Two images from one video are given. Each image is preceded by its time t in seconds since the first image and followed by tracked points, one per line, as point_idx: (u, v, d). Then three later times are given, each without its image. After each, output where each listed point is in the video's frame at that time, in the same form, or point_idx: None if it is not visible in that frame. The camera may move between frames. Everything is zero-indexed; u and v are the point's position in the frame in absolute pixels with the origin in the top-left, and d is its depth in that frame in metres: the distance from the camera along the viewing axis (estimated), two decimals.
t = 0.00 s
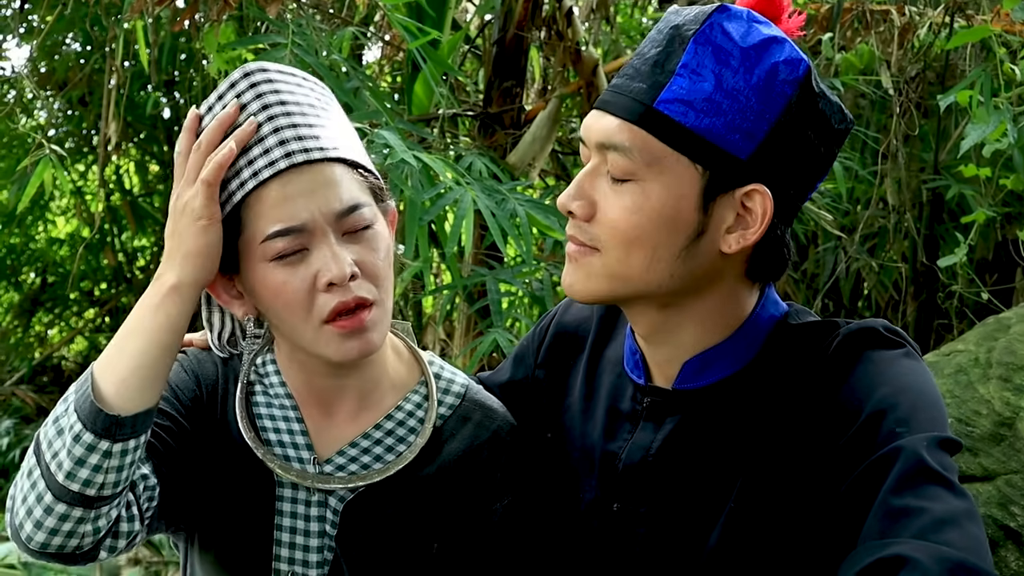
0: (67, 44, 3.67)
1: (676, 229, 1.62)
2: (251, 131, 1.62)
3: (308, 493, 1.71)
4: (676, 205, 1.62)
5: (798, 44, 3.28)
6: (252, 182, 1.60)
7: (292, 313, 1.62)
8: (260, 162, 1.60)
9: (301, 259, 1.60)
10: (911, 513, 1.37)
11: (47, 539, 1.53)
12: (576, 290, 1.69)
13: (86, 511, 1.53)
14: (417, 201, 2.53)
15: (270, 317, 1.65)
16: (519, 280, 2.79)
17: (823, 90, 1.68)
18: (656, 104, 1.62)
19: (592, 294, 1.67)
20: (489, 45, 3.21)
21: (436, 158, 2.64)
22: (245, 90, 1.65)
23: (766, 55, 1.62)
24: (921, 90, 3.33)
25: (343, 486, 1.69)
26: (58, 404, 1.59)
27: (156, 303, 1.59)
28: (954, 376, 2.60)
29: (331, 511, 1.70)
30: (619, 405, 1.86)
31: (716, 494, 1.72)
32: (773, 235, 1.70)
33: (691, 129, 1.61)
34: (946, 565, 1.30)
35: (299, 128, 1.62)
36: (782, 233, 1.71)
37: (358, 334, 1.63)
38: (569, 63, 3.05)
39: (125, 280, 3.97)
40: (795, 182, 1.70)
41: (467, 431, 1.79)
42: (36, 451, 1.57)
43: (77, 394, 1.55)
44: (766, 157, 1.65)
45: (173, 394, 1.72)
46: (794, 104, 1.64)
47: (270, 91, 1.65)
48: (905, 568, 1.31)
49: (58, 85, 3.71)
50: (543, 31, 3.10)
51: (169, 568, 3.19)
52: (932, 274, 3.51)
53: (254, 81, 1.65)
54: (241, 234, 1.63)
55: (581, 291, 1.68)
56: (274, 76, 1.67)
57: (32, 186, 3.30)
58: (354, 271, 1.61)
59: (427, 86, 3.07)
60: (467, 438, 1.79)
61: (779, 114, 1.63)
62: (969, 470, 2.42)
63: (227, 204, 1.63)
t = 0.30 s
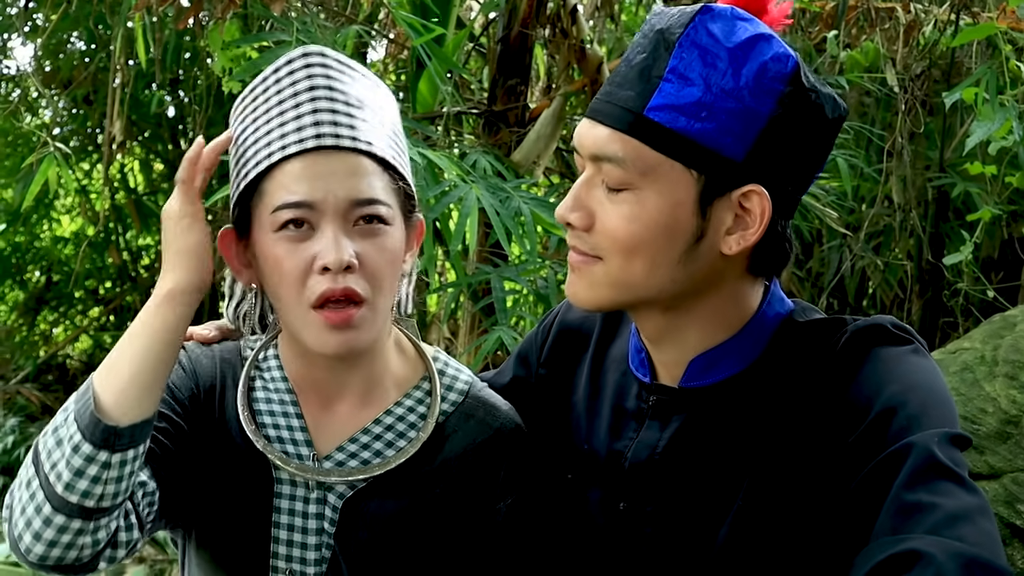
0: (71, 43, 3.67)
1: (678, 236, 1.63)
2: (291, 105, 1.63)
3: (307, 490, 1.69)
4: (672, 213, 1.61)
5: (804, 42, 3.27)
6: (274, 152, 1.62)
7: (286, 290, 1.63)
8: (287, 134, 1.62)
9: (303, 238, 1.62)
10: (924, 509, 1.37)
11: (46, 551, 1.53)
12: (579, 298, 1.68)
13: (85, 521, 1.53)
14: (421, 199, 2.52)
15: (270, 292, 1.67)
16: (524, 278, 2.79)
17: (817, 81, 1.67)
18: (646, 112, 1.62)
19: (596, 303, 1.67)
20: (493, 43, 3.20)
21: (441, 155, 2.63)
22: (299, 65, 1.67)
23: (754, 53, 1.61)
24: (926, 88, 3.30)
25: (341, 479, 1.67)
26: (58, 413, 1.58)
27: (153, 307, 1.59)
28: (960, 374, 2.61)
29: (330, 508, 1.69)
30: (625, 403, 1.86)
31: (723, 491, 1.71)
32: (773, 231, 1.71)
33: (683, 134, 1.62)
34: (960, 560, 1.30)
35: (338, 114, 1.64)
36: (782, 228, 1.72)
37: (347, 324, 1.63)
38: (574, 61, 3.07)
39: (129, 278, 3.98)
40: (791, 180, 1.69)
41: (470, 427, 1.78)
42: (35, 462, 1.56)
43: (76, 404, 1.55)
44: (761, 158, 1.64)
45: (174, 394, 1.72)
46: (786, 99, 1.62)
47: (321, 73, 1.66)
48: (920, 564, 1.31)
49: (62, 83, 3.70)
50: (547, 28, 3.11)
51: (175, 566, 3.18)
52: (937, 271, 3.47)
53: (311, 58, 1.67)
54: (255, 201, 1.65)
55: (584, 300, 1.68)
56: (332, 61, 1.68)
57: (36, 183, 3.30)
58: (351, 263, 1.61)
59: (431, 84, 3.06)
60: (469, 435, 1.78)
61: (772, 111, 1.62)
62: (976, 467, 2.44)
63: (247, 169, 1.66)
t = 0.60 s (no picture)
0: (78, 43, 3.68)
1: (670, 234, 1.63)
2: (348, 88, 1.71)
3: (310, 485, 1.64)
4: (668, 211, 1.62)
5: (809, 41, 3.26)
6: (321, 126, 1.69)
7: (300, 260, 1.65)
8: (336, 113, 1.69)
9: (326, 211, 1.66)
10: (923, 508, 1.37)
11: None
12: (574, 296, 1.69)
13: None
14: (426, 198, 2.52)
15: (286, 264, 1.69)
16: (530, 277, 2.80)
17: (813, 80, 1.67)
18: (642, 110, 1.63)
19: (590, 303, 1.68)
20: (499, 42, 3.21)
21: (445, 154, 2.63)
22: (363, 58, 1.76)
23: (750, 53, 1.62)
24: (931, 87, 3.30)
25: (337, 468, 1.65)
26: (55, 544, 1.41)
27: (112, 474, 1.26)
28: (966, 372, 2.64)
29: (332, 506, 1.64)
30: (626, 404, 1.87)
31: (724, 491, 1.71)
32: (770, 231, 1.71)
33: (679, 133, 1.62)
34: (959, 559, 1.30)
35: (388, 105, 1.70)
36: (778, 229, 1.72)
37: (354, 303, 1.63)
38: (580, 60, 3.12)
39: (135, 278, 3.97)
40: (788, 180, 1.69)
41: (474, 425, 1.77)
42: None
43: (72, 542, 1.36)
44: (756, 159, 1.65)
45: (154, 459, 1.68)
46: (783, 98, 1.63)
47: (382, 69, 1.74)
48: (918, 563, 1.31)
49: (69, 83, 3.72)
50: (553, 27, 3.15)
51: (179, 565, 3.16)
52: (943, 270, 3.47)
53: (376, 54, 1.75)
54: (291, 172, 1.71)
55: (578, 297, 1.69)
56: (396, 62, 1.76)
57: (44, 182, 3.30)
58: (367, 243, 1.62)
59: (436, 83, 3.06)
60: (473, 437, 1.76)
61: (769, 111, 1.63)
62: (982, 466, 2.44)
63: (294, 143, 1.73)
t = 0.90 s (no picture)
0: (86, 48, 3.70)
1: (665, 245, 1.65)
2: (380, 95, 1.73)
3: (324, 492, 1.64)
4: (661, 221, 1.64)
5: (814, 46, 3.27)
6: (352, 132, 1.71)
7: (327, 262, 1.66)
8: (368, 119, 1.71)
9: (355, 214, 1.67)
10: (919, 517, 1.38)
11: None
12: (572, 305, 1.71)
13: None
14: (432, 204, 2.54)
15: (312, 267, 1.70)
16: (536, 283, 2.81)
17: (807, 89, 1.67)
18: (636, 121, 1.65)
19: (589, 311, 1.70)
20: (506, 48, 3.22)
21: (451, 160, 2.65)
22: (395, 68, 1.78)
23: (743, 63, 1.63)
24: (937, 92, 3.32)
25: (353, 472, 1.66)
26: None
27: None
28: (970, 378, 2.63)
29: (345, 513, 1.64)
30: (628, 412, 1.88)
31: (724, 500, 1.72)
32: (766, 241, 1.70)
33: (672, 143, 1.63)
34: (954, 567, 1.30)
35: (419, 114, 1.72)
36: (774, 238, 1.71)
37: (380, 304, 1.64)
38: (585, 66, 3.11)
39: (141, 282, 3.99)
40: (782, 189, 1.69)
41: (487, 434, 1.79)
42: None
43: None
44: (750, 168, 1.65)
45: (179, 459, 1.66)
46: (776, 109, 1.64)
47: (414, 80, 1.76)
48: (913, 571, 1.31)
49: (77, 88, 3.73)
50: (558, 34, 3.14)
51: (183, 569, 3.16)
52: (947, 276, 3.50)
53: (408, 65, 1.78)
54: (321, 176, 1.72)
55: (577, 306, 1.71)
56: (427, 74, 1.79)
57: (50, 187, 3.32)
58: (396, 246, 1.63)
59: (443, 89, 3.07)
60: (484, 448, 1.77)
61: (762, 121, 1.63)
62: (986, 473, 2.45)
63: (325, 148, 1.75)
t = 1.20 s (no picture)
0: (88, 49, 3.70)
1: (665, 250, 1.65)
2: (393, 107, 1.73)
3: (332, 494, 1.65)
4: (663, 226, 1.64)
5: (815, 49, 3.28)
6: (366, 142, 1.71)
7: (337, 274, 1.68)
8: (382, 130, 1.71)
9: (365, 228, 1.67)
10: (917, 519, 1.38)
11: None
12: (573, 308, 1.73)
13: None
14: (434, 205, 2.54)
15: (323, 276, 1.72)
16: (537, 285, 2.82)
17: (809, 95, 1.68)
18: (638, 126, 1.65)
19: (589, 314, 1.71)
20: (507, 50, 3.23)
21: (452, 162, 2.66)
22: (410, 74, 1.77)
23: (744, 70, 1.63)
24: (938, 95, 3.33)
25: (360, 475, 1.67)
26: None
27: None
28: (969, 381, 2.64)
29: (352, 514, 1.66)
30: (631, 414, 1.88)
31: (724, 501, 1.72)
32: (766, 245, 1.70)
33: (673, 149, 1.64)
34: (952, 569, 1.31)
35: (432, 124, 1.72)
36: (775, 245, 1.71)
37: (387, 320, 1.66)
38: (587, 69, 3.12)
39: (143, 283, 3.99)
40: (783, 195, 1.69)
41: (494, 441, 1.80)
42: None
43: None
44: (750, 175, 1.66)
45: (191, 456, 1.67)
46: (777, 116, 1.64)
47: (430, 91, 1.76)
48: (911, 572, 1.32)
49: (78, 90, 3.74)
50: (560, 36, 3.17)
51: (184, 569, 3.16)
52: (948, 278, 3.49)
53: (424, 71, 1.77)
54: (333, 184, 1.73)
55: (578, 308, 1.72)
56: (444, 79, 1.78)
57: (52, 189, 3.32)
58: (404, 263, 1.64)
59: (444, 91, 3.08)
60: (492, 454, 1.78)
61: (763, 129, 1.64)
62: (986, 474, 2.45)
63: (338, 155, 1.75)
